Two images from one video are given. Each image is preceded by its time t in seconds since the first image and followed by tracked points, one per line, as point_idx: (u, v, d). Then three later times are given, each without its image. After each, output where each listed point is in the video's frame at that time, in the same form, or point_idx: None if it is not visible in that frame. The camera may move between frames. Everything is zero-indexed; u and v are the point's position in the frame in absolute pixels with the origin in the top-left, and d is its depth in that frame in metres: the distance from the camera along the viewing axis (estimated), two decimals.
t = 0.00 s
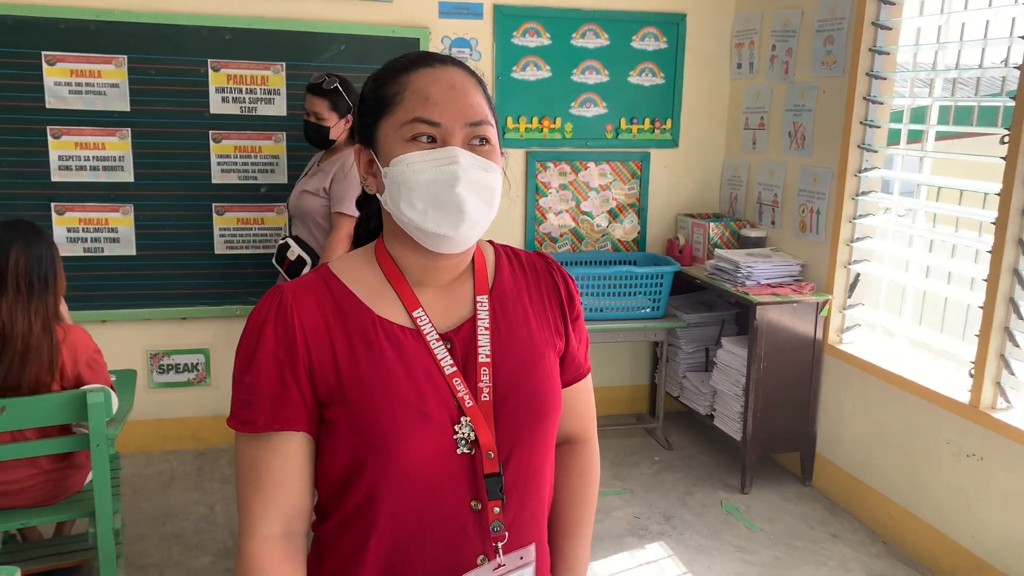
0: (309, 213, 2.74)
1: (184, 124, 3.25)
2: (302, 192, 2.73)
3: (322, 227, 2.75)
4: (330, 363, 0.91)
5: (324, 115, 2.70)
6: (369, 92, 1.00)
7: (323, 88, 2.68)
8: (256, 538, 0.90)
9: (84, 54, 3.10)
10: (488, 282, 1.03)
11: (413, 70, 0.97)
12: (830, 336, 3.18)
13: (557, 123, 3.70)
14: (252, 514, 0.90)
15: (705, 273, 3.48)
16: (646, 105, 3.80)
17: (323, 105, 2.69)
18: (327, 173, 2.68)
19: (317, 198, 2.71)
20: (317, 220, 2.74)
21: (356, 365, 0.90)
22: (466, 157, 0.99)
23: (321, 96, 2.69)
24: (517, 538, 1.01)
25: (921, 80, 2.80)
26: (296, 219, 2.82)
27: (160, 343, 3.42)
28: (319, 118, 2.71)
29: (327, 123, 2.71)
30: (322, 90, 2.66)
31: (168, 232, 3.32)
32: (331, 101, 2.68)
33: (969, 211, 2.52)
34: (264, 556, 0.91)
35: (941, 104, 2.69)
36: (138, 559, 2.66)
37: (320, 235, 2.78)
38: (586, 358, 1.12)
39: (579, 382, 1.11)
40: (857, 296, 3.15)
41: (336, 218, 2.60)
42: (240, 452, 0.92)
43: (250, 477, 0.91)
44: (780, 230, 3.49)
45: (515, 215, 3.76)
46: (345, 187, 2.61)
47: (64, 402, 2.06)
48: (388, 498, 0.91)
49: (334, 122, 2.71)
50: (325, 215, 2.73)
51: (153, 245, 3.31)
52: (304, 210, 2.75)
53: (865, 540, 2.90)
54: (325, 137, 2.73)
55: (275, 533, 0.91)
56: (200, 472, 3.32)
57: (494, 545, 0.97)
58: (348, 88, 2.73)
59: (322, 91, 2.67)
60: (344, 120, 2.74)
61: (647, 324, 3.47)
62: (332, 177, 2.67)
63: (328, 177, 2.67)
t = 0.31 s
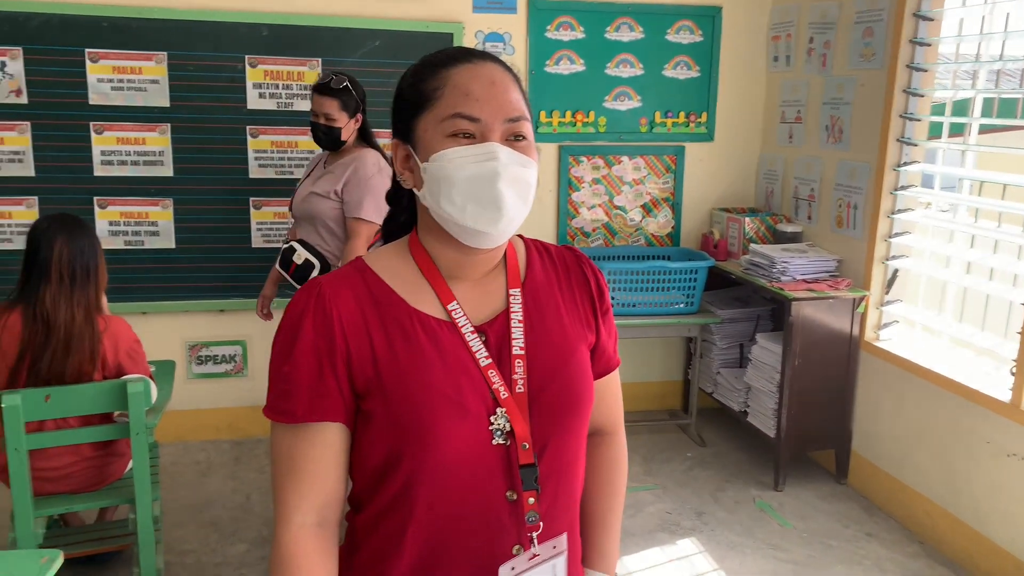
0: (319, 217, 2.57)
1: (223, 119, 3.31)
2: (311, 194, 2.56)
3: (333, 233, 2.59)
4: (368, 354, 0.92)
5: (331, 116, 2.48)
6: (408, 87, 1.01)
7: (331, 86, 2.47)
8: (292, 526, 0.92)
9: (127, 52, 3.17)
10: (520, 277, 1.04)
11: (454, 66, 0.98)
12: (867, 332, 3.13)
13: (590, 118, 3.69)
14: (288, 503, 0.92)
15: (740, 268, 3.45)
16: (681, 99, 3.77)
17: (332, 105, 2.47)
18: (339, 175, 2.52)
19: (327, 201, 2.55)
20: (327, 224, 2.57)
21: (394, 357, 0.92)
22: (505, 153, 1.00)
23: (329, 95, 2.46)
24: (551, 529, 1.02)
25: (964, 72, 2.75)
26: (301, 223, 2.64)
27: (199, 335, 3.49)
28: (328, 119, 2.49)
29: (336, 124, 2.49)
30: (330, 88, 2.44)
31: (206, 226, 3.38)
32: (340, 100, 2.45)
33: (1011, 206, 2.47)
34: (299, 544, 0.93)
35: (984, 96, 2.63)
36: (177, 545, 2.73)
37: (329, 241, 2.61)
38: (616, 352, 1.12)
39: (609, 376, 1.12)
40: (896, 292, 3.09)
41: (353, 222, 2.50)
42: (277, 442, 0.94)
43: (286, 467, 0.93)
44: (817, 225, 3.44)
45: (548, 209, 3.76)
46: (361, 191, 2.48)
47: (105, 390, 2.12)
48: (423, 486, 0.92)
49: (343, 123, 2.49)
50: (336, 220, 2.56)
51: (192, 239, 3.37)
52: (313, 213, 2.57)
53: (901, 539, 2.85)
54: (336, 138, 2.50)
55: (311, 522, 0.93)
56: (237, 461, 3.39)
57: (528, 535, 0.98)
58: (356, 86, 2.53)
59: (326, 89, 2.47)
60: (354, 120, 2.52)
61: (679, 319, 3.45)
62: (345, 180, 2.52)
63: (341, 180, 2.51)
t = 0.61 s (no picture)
0: (332, 212, 2.36)
1: (247, 110, 3.32)
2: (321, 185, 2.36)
3: (346, 229, 2.39)
4: (389, 341, 0.92)
5: (327, 99, 2.37)
6: (432, 69, 1.00)
7: (326, 66, 2.37)
8: (313, 510, 0.92)
9: (153, 43, 3.20)
10: (544, 264, 1.03)
11: (478, 45, 0.97)
12: (896, 321, 3.08)
13: (615, 104, 3.66)
14: (307, 487, 0.92)
15: (767, 256, 3.40)
16: (707, 84, 3.72)
17: (327, 85, 2.37)
18: (355, 164, 2.35)
19: (342, 193, 2.35)
20: (342, 219, 2.37)
21: (414, 344, 0.91)
22: (532, 130, 0.99)
23: (323, 76, 2.37)
24: (573, 518, 1.01)
25: (997, 54, 2.67)
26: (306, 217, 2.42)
27: (226, 324, 3.53)
28: (321, 101, 2.37)
29: (331, 106, 2.37)
30: (324, 68, 2.35)
31: (232, 216, 3.41)
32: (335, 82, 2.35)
33: None
34: (318, 529, 0.93)
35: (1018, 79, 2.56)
36: (205, 531, 2.77)
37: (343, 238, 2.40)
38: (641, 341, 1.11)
39: (633, 365, 1.11)
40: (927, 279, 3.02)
41: (371, 214, 2.33)
42: (299, 427, 0.94)
43: (307, 452, 0.93)
44: (846, 211, 3.38)
45: (572, 198, 3.74)
46: (380, 180, 2.32)
47: (133, 377, 2.16)
48: (445, 473, 0.92)
49: (338, 105, 2.37)
50: (352, 214, 2.38)
51: (218, 229, 3.41)
52: (325, 207, 2.36)
53: (931, 530, 2.81)
54: (327, 121, 2.37)
55: (331, 507, 0.93)
56: (263, 449, 3.42)
57: (550, 524, 0.97)
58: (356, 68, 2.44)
59: (323, 70, 2.37)
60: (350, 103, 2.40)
61: (704, 308, 3.41)
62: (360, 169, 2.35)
63: (357, 169, 2.34)
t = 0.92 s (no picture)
0: (334, 213, 2.24)
1: (253, 104, 3.33)
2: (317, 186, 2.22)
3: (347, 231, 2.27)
4: (390, 331, 0.92)
5: (286, 95, 2.21)
6: (435, 61, 1.00)
7: (278, 61, 2.22)
8: (318, 499, 0.93)
9: (158, 38, 3.20)
10: (548, 256, 1.03)
11: (478, 39, 0.96)
12: (905, 309, 3.06)
13: (620, 95, 3.64)
14: (312, 476, 0.93)
15: (774, 245, 3.39)
16: (713, 73, 3.69)
17: (284, 80, 2.22)
18: (348, 160, 2.25)
19: (340, 193, 2.24)
20: (342, 220, 2.26)
21: (415, 336, 0.92)
22: (528, 128, 0.98)
23: (278, 71, 2.21)
24: (574, 511, 1.01)
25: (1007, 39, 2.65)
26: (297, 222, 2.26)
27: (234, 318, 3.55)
28: (281, 99, 2.22)
29: (292, 101, 2.21)
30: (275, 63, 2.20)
31: (239, 210, 3.42)
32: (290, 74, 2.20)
33: None
34: (320, 518, 0.93)
35: None
36: (216, 524, 2.79)
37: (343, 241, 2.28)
38: (646, 335, 1.10)
39: (639, 358, 1.10)
40: (935, 267, 3.01)
41: (372, 213, 2.24)
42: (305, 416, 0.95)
43: (314, 441, 0.94)
44: (853, 200, 3.36)
45: (579, 189, 3.73)
46: (379, 176, 2.24)
47: (141, 371, 2.17)
48: (444, 464, 0.92)
49: (299, 99, 2.21)
50: (350, 214, 2.26)
51: (225, 223, 3.42)
52: (323, 209, 2.23)
53: (940, 519, 2.81)
54: (292, 118, 2.20)
55: (335, 495, 0.93)
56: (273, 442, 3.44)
57: (549, 517, 0.98)
58: (313, 59, 2.28)
59: (276, 65, 2.22)
60: (313, 96, 2.24)
61: (711, 298, 3.41)
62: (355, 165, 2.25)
63: (352, 164, 2.24)
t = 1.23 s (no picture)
0: (292, 219, 2.09)
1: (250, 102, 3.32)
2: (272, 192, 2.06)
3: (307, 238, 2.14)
4: (389, 329, 0.92)
5: (228, 94, 2.05)
6: (436, 57, 0.99)
7: (219, 57, 2.06)
8: (314, 494, 0.93)
9: (154, 37, 3.19)
10: (548, 253, 1.02)
11: (480, 35, 0.96)
12: (905, 303, 3.06)
13: (619, 90, 3.63)
14: (310, 473, 0.93)
15: (775, 240, 3.39)
16: (711, 67, 3.68)
17: (225, 76, 2.05)
18: (301, 161, 2.10)
19: (297, 196, 2.09)
20: (302, 226, 2.12)
21: (414, 333, 0.91)
22: (530, 126, 0.98)
23: (218, 67, 2.05)
24: (574, 510, 1.01)
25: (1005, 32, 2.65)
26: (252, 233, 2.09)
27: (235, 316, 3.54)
28: (221, 98, 2.06)
29: (234, 99, 2.06)
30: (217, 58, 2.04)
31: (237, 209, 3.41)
32: (233, 71, 2.04)
33: None
34: (317, 514, 0.93)
35: None
36: (217, 523, 2.79)
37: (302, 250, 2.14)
38: (648, 333, 1.10)
39: (642, 357, 1.10)
40: (935, 261, 3.00)
41: (331, 216, 2.11)
42: (304, 412, 0.95)
43: (312, 437, 0.94)
44: (853, 194, 3.36)
45: (577, 185, 3.72)
46: (336, 176, 2.12)
47: (141, 372, 2.17)
48: (443, 463, 0.92)
49: (242, 97, 2.06)
50: (307, 218, 2.12)
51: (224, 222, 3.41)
52: (279, 216, 2.07)
53: (942, 513, 2.81)
54: (233, 118, 2.05)
55: (332, 491, 0.93)
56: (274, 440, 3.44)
57: (549, 516, 0.97)
58: (256, 53, 2.13)
59: (217, 61, 2.06)
60: (257, 94, 2.10)
61: (711, 293, 3.40)
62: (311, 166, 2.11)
63: (307, 165, 2.10)
